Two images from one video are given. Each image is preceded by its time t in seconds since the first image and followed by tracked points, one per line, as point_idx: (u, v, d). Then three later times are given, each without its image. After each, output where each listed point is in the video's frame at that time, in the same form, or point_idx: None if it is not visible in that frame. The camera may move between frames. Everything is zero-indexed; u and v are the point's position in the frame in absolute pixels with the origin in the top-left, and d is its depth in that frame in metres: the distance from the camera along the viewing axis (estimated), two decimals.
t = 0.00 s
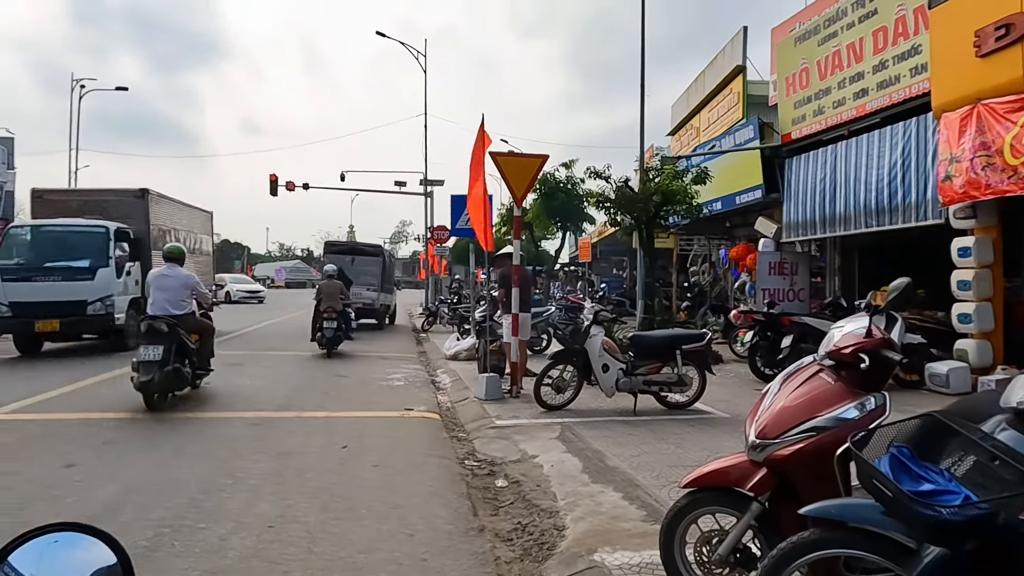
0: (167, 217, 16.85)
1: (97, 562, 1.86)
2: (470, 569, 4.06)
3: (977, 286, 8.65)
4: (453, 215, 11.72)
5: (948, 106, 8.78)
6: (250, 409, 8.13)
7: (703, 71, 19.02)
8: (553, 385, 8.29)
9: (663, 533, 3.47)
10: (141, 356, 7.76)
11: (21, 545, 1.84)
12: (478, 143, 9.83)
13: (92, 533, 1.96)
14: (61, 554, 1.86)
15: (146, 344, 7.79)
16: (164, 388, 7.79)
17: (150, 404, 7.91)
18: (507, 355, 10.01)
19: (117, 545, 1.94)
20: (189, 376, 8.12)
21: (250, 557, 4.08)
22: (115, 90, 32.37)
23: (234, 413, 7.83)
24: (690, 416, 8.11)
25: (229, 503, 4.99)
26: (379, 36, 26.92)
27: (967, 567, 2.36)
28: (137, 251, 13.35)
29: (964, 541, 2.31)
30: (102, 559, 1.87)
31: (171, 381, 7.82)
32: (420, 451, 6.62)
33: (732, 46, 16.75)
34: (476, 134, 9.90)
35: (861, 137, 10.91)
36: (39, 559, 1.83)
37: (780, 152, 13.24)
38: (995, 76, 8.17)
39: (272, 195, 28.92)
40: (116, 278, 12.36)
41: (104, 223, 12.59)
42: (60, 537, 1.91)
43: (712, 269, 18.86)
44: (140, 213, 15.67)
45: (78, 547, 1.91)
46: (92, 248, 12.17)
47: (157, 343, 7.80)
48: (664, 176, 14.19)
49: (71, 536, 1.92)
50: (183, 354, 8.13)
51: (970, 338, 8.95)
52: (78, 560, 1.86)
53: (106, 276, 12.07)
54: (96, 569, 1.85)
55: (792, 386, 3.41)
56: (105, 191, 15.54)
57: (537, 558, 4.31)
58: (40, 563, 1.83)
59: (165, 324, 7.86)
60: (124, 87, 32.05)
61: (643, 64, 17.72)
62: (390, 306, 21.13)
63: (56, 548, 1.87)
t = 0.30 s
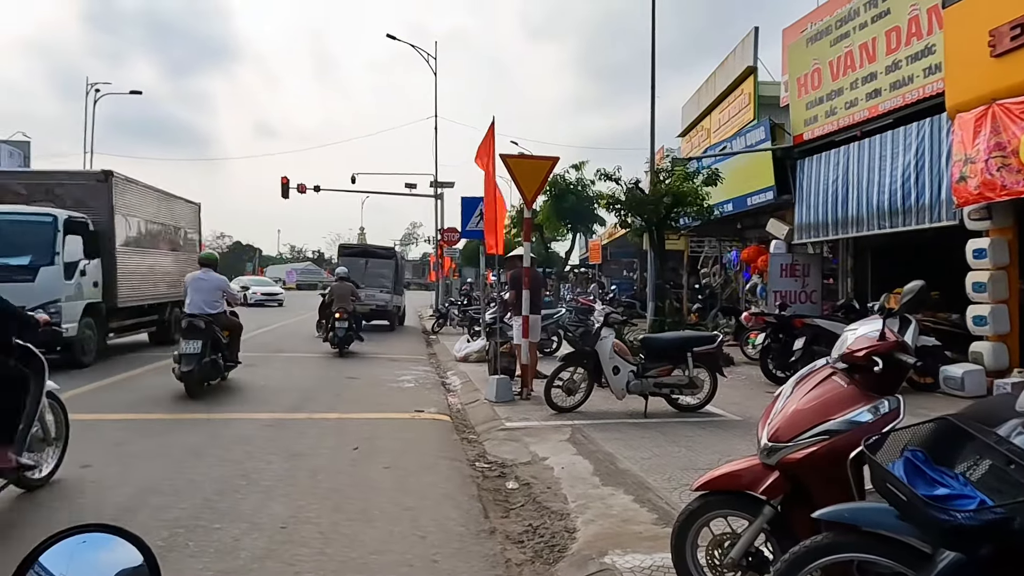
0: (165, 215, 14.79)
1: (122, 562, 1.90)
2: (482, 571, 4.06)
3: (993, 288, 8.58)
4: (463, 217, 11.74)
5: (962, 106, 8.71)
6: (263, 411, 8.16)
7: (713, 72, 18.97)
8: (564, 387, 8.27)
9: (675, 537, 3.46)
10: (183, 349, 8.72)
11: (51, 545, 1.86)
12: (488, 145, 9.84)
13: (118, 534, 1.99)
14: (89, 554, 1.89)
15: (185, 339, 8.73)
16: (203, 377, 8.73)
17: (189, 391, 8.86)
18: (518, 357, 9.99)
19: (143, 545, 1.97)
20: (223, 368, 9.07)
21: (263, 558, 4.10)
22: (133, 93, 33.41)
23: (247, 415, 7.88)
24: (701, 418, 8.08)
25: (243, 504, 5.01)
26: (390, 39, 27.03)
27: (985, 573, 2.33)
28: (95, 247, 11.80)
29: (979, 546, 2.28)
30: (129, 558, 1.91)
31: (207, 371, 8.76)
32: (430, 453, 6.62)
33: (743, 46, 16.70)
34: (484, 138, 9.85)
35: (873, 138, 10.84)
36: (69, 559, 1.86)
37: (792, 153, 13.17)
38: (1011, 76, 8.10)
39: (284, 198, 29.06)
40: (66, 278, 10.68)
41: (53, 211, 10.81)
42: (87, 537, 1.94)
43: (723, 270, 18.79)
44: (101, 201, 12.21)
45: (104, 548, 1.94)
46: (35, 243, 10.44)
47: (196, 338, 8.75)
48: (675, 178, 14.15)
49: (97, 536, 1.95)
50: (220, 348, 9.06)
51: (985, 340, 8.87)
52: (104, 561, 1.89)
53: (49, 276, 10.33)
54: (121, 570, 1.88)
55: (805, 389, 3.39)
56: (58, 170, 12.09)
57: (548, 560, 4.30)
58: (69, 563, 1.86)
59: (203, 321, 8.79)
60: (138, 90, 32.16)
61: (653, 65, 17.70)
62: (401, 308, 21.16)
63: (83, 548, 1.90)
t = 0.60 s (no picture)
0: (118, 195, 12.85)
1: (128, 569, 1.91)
2: (486, 573, 4.06)
3: (998, 290, 8.57)
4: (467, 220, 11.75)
5: (968, 108, 8.68)
6: (267, 412, 8.18)
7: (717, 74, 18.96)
8: (568, 389, 8.26)
9: (679, 540, 3.46)
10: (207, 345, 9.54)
11: (57, 553, 1.86)
12: (492, 146, 9.84)
13: (121, 543, 2.00)
14: (93, 562, 1.89)
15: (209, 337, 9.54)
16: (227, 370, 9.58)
17: (211, 383, 9.62)
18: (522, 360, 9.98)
19: (145, 553, 1.98)
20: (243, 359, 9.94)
21: (268, 559, 4.10)
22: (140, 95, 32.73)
23: (252, 416, 7.89)
24: (705, 420, 8.07)
25: (249, 505, 5.01)
26: (393, 40, 27.11)
27: None
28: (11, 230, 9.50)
29: (984, 551, 2.26)
30: (135, 566, 1.92)
31: (228, 363, 9.53)
32: (434, 454, 6.62)
33: (747, 48, 16.68)
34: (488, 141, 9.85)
35: (878, 140, 10.81)
36: (75, 566, 1.86)
37: (797, 154, 13.14)
38: (1017, 77, 8.07)
39: (289, 199, 29.11)
40: None
41: None
42: (91, 545, 1.94)
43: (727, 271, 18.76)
44: (27, 176, 10.08)
45: (110, 555, 1.95)
46: None
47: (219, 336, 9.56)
48: (678, 179, 14.11)
49: (101, 545, 1.95)
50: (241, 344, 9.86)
51: (991, 343, 8.84)
52: (110, 569, 1.89)
53: None
54: None
55: (808, 393, 3.39)
56: None
57: (552, 562, 4.29)
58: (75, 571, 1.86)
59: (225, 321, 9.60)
60: (145, 92, 32.24)
61: (657, 67, 17.69)
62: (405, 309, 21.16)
63: (87, 556, 1.90)
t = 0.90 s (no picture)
0: (105, 191, 11.45)
1: None
2: None
3: (999, 293, 8.56)
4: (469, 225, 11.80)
5: (969, 110, 8.67)
6: (267, 415, 8.16)
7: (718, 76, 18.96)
8: (568, 392, 8.25)
9: (679, 544, 3.45)
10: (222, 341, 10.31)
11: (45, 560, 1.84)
12: (493, 149, 9.84)
13: (109, 552, 1.97)
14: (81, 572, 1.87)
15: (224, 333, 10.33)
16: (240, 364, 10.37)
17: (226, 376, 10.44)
18: (522, 362, 9.96)
19: (132, 561, 1.95)
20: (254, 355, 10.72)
21: (268, 563, 4.09)
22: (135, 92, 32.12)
23: (252, 419, 7.88)
24: (706, 423, 8.05)
25: (249, 508, 5.00)
26: (394, 43, 27.09)
27: None
28: None
29: (988, 557, 2.23)
30: None
31: (238, 359, 10.34)
32: (435, 457, 6.61)
33: (747, 50, 16.69)
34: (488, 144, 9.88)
35: (879, 142, 10.79)
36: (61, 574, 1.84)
37: (798, 157, 13.13)
38: (1018, 79, 8.06)
39: (289, 201, 29.10)
40: None
41: None
42: (78, 555, 1.92)
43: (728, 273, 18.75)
44: None
45: (103, 565, 1.93)
46: None
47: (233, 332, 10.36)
48: (679, 181, 14.08)
49: (89, 556, 1.93)
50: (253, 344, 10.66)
51: (992, 345, 8.82)
52: None
53: None
54: None
55: (809, 396, 3.37)
56: None
57: (552, 566, 4.27)
58: None
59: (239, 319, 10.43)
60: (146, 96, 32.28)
61: (658, 69, 17.69)
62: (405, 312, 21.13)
63: (75, 566, 1.88)
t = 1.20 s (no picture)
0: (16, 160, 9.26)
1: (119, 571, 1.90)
2: None
3: (994, 292, 8.58)
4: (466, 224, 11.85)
5: (964, 110, 8.69)
6: (263, 414, 8.15)
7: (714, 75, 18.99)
8: (565, 392, 8.25)
9: (674, 543, 3.45)
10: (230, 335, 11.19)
11: (46, 551, 1.83)
12: (489, 148, 9.86)
13: (108, 544, 1.99)
14: (83, 563, 1.88)
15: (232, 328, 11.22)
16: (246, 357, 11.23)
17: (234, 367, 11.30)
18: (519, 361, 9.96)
19: (133, 554, 1.98)
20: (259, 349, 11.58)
21: (263, 563, 4.08)
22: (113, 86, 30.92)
23: (248, 418, 7.87)
24: (702, 422, 8.06)
25: (244, 508, 4.99)
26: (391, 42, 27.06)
27: None
28: None
29: (981, 555, 2.24)
30: (120, 567, 1.91)
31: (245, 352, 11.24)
32: (431, 457, 6.61)
33: (744, 49, 16.71)
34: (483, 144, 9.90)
35: (875, 141, 10.81)
36: (59, 565, 1.84)
37: (794, 156, 13.15)
38: (1013, 79, 8.09)
39: (285, 200, 29.07)
40: None
41: None
42: (78, 546, 1.92)
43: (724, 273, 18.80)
44: None
45: (100, 558, 1.93)
46: None
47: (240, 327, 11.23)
48: (675, 181, 14.10)
49: (88, 547, 1.94)
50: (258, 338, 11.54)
51: (987, 345, 8.85)
52: (100, 570, 1.88)
53: None
54: None
55: (804, 394, 3.38)
56: None
57: (548, 565, 4.27)
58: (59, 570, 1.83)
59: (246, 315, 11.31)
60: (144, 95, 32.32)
61: (655, 69, 17.70)
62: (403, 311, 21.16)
63: (76, 556, 1.88)
